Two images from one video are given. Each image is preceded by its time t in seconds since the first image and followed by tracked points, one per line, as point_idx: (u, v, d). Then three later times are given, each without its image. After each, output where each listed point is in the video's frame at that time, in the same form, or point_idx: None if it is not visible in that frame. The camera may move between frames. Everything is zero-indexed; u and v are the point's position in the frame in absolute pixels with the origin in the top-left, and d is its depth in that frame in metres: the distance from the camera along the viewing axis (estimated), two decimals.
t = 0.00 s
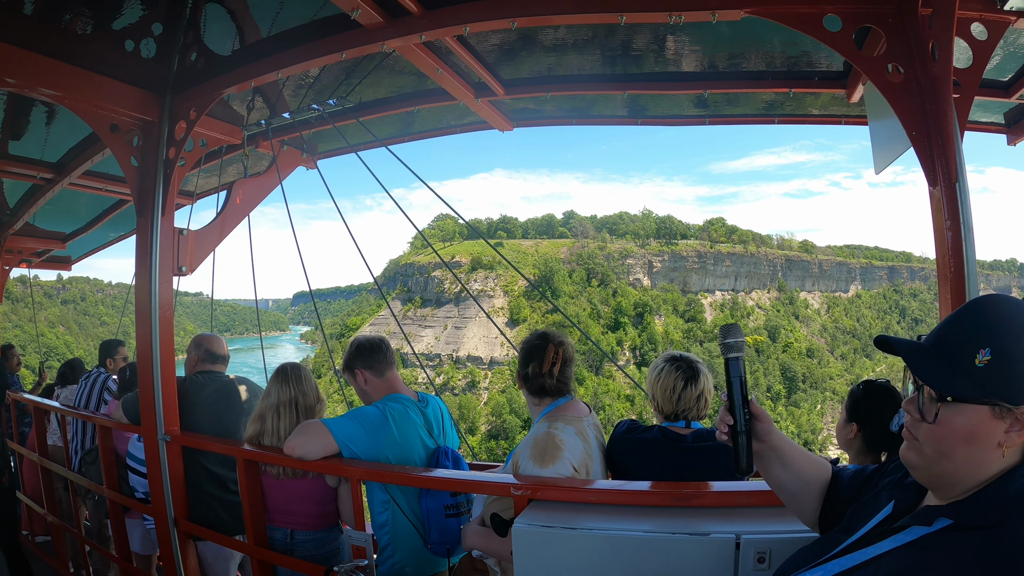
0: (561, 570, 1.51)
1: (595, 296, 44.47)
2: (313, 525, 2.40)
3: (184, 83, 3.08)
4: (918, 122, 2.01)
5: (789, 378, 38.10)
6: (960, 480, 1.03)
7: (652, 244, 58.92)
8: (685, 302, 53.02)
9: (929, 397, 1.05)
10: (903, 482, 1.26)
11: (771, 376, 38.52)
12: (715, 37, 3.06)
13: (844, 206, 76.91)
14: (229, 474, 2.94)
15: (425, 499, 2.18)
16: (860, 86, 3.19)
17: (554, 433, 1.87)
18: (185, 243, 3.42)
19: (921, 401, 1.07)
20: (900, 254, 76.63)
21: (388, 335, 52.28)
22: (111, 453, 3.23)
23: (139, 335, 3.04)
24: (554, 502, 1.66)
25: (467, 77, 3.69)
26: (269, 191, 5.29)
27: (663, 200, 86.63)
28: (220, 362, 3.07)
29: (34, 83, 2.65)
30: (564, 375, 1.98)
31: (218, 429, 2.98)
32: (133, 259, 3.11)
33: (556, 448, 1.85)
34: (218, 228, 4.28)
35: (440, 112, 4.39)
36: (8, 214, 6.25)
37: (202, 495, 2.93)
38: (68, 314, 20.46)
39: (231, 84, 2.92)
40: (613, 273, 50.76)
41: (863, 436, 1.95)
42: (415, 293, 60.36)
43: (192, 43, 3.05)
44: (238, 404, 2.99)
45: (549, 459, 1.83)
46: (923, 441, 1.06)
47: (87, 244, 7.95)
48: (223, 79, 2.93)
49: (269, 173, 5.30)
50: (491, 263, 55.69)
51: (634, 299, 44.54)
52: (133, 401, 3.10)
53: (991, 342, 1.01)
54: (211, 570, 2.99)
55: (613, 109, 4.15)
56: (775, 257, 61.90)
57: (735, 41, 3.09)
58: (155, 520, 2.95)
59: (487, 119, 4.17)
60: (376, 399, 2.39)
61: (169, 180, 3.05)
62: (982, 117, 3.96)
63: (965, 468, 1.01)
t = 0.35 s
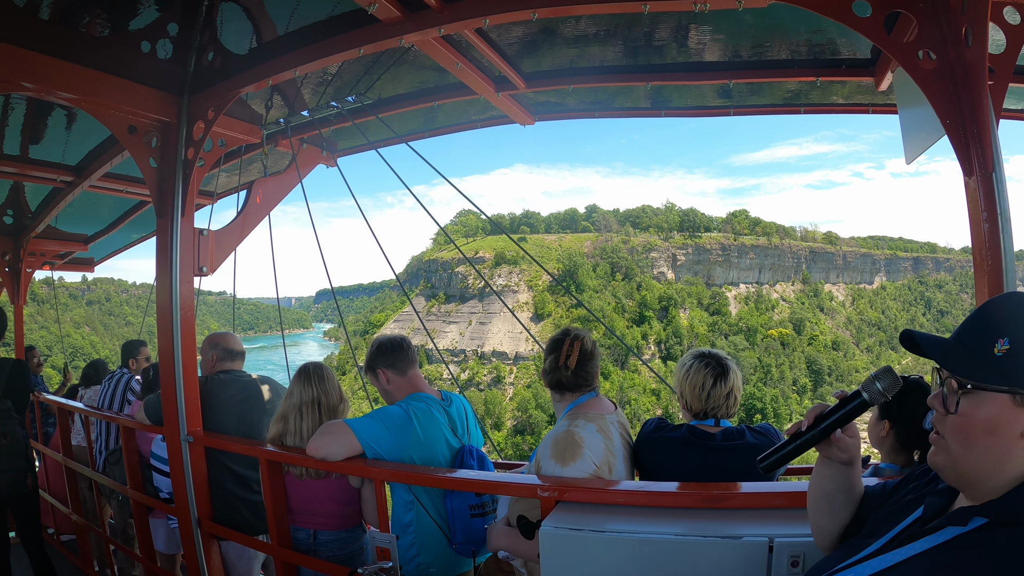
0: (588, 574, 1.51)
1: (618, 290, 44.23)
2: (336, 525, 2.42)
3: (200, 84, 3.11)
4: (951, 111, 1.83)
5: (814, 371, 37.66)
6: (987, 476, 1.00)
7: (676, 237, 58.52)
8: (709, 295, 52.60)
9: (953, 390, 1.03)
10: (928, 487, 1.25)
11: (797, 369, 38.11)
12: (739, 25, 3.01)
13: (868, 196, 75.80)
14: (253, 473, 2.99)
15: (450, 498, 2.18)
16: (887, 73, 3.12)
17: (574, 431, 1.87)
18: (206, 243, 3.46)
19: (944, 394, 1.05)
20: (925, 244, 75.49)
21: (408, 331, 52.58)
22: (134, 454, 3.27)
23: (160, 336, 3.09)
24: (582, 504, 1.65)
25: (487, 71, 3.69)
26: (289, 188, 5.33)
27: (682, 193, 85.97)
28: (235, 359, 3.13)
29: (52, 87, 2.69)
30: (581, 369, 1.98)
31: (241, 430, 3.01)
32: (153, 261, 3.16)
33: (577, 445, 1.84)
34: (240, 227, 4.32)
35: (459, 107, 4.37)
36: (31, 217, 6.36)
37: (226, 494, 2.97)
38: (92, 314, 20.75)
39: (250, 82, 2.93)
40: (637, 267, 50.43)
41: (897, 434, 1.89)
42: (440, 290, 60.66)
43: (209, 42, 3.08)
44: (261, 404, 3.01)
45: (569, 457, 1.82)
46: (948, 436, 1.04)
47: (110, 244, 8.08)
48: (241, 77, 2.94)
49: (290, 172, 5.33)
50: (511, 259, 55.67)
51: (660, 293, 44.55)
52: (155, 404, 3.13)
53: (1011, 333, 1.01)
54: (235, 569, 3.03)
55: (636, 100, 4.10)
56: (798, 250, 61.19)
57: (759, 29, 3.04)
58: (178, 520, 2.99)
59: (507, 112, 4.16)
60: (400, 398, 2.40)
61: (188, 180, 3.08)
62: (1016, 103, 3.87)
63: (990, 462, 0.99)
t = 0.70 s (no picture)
0: None
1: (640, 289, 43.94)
2: (358, 526, 2.44)
3: (219, 87, 3.15)
4: (975, 103, 1.69)
5: (841, 369, 37.16)
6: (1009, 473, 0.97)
7: (699, 235, 58.10)
8: (735, 293, 52.11)
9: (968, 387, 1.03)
10: (959, 484, 1.22)
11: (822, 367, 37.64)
12: (762, 20, 2.97)
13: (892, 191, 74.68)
14: (275, 474, 3.02)
15: (472, 500, 2.19)
16: (912, 66, 3.06)
17: (592, 430, 1.87)
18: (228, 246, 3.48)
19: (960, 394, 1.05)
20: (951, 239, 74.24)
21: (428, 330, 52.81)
22: (158, 455, 3.31)
23: (183, 338, 3.13)
24: (606, 506, 1.66)
25: (506, 71, 3.69)
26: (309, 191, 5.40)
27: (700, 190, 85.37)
28: (252, 360, 3.18)
29: (74, 94, 2.74)
30: (602, 369, 1.98)
31: (263, 430, 3.04)
32: (176, 264, 3.20)
33: (594, 445, 1.84)
34: (261, 229, 4.37)
35: (477, 108, 4.37)
36: (53, 221, 6.51)
37: (249, 494, 3.01)
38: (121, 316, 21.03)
39: (269, 85, 2.97)
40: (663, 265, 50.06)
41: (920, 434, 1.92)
42: (462, 289, 60.79)
43: (228, 45, 3.04)
44: (282, 406, 3.05)
45: (587, 456, 1.83)
46: (966, 432, 1.02)
47: (132, 247, 8.21)
48: (261, 80, 2.98)
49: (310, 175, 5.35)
50: (531, 258, 55.60)
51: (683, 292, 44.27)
52: (178, 404, 3.17)
53: (1019, 326, 1.01)
54: (258, 568, 3.06)
55: (659, 98, 4.07)
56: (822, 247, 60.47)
57: (782, 24, 2.99)
58: (202, 520, 3.02)
59: (527, 111, 4.16)
60: (423, 399, 2.41)
61: (208, 183, 3.13)
62: None
63: (1007, 455, 0.97)
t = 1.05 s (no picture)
0: None
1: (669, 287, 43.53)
2: (383, 528, 2.45)
3: (241, 94, 3.20)
4: (1004, 91, 1.56)
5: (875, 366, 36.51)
6: None
7: (731, 232, 57.57)
8: (767, 290, 51.55)
9: (1000, 389, 1.00)
10: (989, 486, 1.19)
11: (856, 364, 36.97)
12: (788, 13, 2.93)
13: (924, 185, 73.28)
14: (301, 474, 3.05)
15: (496, 502, 2.18)
16: (937, 56, 3.00)
17: (615, 432, 1.86)
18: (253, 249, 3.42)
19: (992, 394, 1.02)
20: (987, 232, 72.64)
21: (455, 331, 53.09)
22: (186, 457, 3.37)
23: (210, 343, 3.15)
24: (628, 509, 1.65)
25: (526, 71, 3.68)
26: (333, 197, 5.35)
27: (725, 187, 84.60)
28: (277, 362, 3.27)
29: (99, 104, 2.81)
30: (626, 370, 1.98)
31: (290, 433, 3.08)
32: (202, 267, 3.25)
33: (617, 447, 1.83)
34: (286, 234, 4.44)
35: (500, 108, 4.38)
36: (84, 228, 6.66)
37: (275, 495, 3.04)
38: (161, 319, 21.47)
39: (291, 90, 3.00)
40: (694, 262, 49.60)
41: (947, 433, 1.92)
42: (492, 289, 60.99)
43: (249, 53, 3.14)
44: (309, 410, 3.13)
45: (610, 459, 1.81)
46: (996, 436, 0.99)
47: (162, 253, 8.37)
48: (284, 86, 3.01)
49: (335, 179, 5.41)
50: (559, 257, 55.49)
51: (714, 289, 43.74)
52: (205, 407, 3.22)
53: None
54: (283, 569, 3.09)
55: (687, 94, 4.03)
56: (853, 242, 59.55)
57: (808, 16, 2.94)
58: (229, 521, 3.06)
59: (551, 111, 4.17)
60: (446, 401, 2.41)
61: (232, 189, 3.18)
62: None
63: None
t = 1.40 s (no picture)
0: None
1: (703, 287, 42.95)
2: (414, 529, 2.47)
3: (272, 105, 3.26)
4: None
5: (914, 365, 35.64)
6: None
7: (765, 230, 56.67)
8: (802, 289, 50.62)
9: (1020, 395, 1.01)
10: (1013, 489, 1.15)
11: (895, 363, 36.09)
12: (820, 10, 2.88)
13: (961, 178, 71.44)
14: (335, 477, 3.09)
15: (526, 504, 2.18)
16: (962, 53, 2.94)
17: (643, 435, 1.85)
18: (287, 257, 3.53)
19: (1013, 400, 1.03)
20: None
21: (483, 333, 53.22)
22: (222, 458, 3.44)
23: (244, 345, 3.23)
24: (653, 512, 1.64)
25: (550, 76, 3.68)
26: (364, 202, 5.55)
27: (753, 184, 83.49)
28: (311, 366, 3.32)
29: (133, 118, 2.89)
30: (656, 373, 1.96)
31: (326, 435, 3.14)
32: (236, 274, 3.32)
33: (644, 450, 1.81)
34: (318, 239, 4.54)
35: (527, 113, 4.39)
36: (119, 236, 6.84)
37: (310, 497, 3.08)
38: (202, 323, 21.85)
39: (321, 101, 3.02)
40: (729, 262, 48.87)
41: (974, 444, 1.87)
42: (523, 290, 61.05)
43: (278, 65, 3.16)
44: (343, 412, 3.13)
45: (637, 462, 1.80)
46: None
47: (195, 259, 8.55)
48: (314, 96, 3.04)
49: (364, 184, 5.59)
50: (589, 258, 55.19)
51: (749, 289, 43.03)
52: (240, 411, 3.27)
53: None
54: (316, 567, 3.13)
55: (719, 94, 4.00)
56: (889, 238, 58.29)
57: (839, 12, 2.89)
58: (263, 521, 3.12)
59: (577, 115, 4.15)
60: (478, 404, 2.42)
61: (265, 198, 3.24)
62: None
63: None
